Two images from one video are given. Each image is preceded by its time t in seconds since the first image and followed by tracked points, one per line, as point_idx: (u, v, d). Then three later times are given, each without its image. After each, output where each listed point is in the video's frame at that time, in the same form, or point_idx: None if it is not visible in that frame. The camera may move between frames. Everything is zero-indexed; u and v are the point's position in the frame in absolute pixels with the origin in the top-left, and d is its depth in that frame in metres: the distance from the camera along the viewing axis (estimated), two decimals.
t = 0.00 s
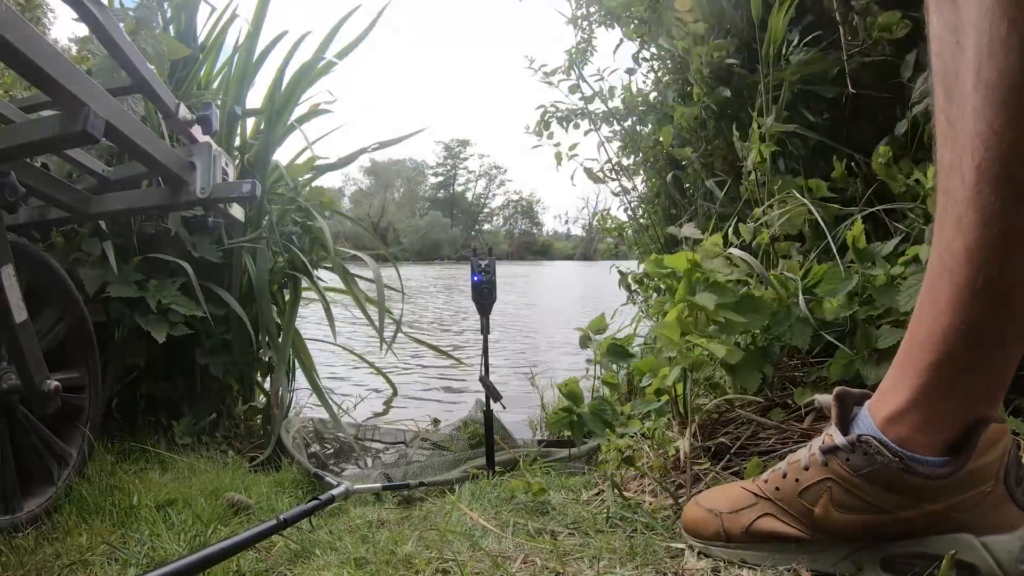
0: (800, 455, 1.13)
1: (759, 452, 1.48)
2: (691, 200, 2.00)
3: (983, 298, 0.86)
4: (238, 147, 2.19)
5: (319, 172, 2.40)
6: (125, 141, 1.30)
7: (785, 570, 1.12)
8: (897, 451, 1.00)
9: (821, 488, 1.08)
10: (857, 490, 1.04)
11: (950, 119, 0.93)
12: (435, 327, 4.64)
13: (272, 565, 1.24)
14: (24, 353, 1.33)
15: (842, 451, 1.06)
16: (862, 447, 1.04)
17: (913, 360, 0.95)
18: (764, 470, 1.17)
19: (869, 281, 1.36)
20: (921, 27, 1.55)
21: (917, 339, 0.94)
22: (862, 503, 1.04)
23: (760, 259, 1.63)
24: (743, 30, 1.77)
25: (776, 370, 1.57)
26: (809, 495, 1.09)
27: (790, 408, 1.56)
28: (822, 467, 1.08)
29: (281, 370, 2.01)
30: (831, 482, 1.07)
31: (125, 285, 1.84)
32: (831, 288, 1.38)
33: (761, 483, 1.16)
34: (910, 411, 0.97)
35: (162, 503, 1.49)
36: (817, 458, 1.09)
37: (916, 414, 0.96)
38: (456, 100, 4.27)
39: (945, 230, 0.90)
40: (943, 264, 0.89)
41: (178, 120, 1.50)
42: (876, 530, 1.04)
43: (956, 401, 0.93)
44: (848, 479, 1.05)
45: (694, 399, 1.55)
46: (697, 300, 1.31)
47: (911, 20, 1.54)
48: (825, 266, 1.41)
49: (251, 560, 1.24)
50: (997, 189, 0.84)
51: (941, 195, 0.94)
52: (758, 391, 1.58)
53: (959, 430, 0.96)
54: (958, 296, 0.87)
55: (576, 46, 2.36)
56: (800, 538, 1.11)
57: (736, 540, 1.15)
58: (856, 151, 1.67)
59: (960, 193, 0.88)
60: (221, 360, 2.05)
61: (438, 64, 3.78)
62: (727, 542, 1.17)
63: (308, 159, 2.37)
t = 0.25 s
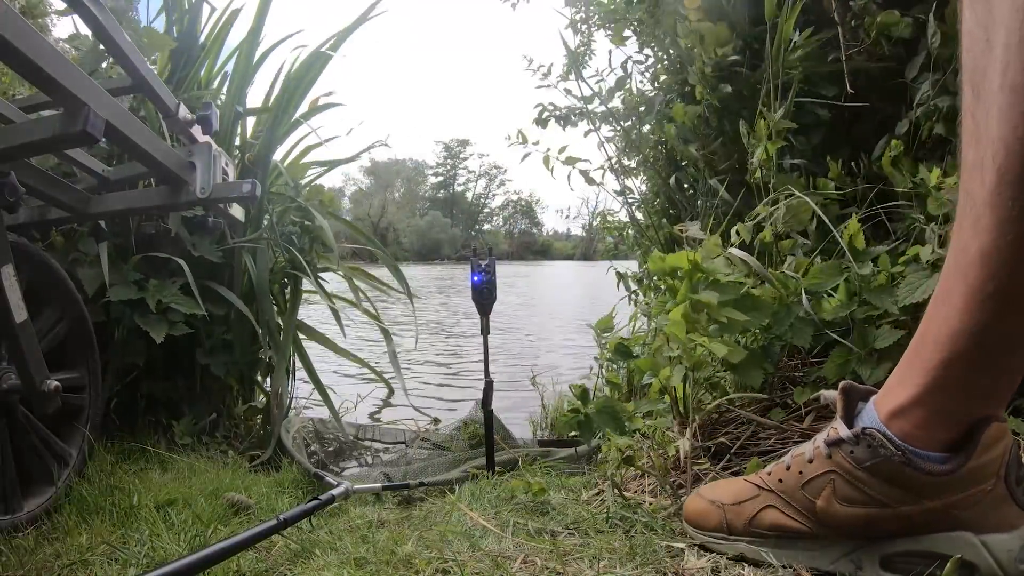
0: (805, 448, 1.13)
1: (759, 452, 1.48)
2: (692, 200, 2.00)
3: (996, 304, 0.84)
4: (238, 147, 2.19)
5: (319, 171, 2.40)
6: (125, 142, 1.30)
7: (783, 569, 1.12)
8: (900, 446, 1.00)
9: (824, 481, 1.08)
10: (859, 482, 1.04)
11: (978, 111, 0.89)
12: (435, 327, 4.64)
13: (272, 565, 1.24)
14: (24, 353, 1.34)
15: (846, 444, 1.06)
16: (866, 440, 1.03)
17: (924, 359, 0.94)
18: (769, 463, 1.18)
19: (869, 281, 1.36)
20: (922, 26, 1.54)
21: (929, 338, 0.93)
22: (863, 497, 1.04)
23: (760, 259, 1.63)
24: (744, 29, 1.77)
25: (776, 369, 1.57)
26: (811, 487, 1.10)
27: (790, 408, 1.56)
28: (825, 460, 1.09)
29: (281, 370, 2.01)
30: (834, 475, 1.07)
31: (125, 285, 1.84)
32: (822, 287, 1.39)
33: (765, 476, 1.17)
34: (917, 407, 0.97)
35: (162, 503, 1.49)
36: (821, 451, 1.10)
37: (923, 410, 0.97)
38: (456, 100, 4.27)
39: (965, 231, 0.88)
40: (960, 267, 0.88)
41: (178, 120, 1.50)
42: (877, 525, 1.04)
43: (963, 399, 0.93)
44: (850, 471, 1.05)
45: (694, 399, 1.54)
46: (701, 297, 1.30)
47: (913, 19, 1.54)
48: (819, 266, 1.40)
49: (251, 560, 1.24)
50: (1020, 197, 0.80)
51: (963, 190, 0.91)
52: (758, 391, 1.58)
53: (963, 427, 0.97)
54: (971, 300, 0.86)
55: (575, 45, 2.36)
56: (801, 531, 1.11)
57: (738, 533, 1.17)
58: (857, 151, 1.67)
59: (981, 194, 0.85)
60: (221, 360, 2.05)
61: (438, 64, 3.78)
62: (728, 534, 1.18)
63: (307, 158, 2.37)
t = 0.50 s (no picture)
0: (804, 449, 1.14)
1: (759, 452, 1.47)
2: (692, 200, 2.00)
3: (1001, 308, 0.84)
4: (237, 146, 2.19)
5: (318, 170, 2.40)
6: (125, 142, 1.30)
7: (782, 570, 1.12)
8: (899, 446, 1.00)
9: (823, 480, 1.08)
10: (859, 482, 1.04)
11: (989, 108, 0.87)
12: (435, 327, 4.64)
13: (272, 565, 1.24)
14: (24, 353, 1.34)
15: (845, 444, 1.06)
16: (864, 440, 1.04)
17: (928, 359, 0.93)
18: (767, 465, 1.18)
19: (870, 280, 1.36)
20: (923, 26, 1.54)
21: (931, 339, 0.92)
22: (862, 497, 1.04)
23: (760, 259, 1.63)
24: (745, 28, 1.77)
25: (776, 370, 1.56)
26: (811, 488, 1.10)
27: (790, 408, 1.56)
28: (825, 460, 1.09)
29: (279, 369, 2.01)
30: (833, 474, 1.07)
31: (125, 286, 1.84)
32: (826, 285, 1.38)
33: (764, 476, 1.18)
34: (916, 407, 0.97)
35: (162, 503, 1.49)
36: (820, 451, 1.10)
37: (924, 410, 0.97)
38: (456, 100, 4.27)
39: (971, 231, 0.86)
40: (967, 268, 0.86)
41: (178, 120, 1.50)
42: (877, 524, 1.04)
43: (964, 400, 0.93)
44: (850, 471, 1.05)
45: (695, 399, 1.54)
46: (704, 295, 1.30)
47: (913, 19, 1.54)
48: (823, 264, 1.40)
49: (251, 560, 1.24)
50: None
51: (970, 188, 0.90)
52: (758, 391, 1.58)
53: (963, 427, 0.97)
54: (976, 302, 0.85)
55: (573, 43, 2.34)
56: (801, 532, 1.11)
57: (738, 533, 1.16)
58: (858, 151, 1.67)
59: (988, 195, 0.83)
60: (221, 360, 2.05)
61: (438, 63, 3.79)
62: (728, 535, 1.18)
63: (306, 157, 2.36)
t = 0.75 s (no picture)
0: (832, 417, 1.12)
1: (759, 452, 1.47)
2: (692, 200, 2.00)
3: None
4: (235, 146, 2.19)
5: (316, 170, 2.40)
6: (125, 142, 1.30)
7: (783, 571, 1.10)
8: (924, 436, 0.99)
9: (846, 452, 1.07)
10: (881, 463, 1.03)
11: (1008, 101, 0.88)
12: (435, 327, 4.64)
13: (272, 565, 1.24)
14: (24, 353, 1.34)
15: (873, 423, 1.05)
16: (892, 423, 1.03)
17: (955, 349, 0.93)
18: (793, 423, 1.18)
19: (869, 279, 1.36)
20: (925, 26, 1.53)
21: (958, 332, 0.93)
22: (879, 479, 1.04)
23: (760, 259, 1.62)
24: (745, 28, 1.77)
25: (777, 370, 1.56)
26: (829, 456, 1.09)
27: (790, 408, 1.56)
28: (851, 433, 1.08)
29: (273, 363, 2.02)
30: (857, 449, 1.06)
31: (125, 286, 1.84)
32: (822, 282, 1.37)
33: (787, 434, 1.17)
34: (944, 401, 0.96)
35: (161, 503, 1.49)
36: (848, 423, 1.09)
37: (949, 406, 0.96)
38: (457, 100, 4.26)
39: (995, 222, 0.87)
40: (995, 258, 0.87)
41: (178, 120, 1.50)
42: (889, 509, 1.03)
43: (990, 395, 0.93)
44: (873, 448, 1.04)
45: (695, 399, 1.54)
46: (707, 293, 1.29)
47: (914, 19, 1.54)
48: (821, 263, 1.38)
49: (251, 560, 1.24)
50: None
51: (992, 179, 0.91)
52: (758, 391, 1.58)
53: (986, 425, 0.97)
54: (1005, 293, 0.86)
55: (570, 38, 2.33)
56: (808, 497, 1.11)
57: (750, 485, 1.17)
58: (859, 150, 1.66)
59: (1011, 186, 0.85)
60: (221, 360, 2.05)
61: (438, 63, 3.79)
62: (739, 485, 1.18)
63: (304, 157, 2.36)
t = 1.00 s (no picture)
0: (893, 363, 1.09)
1: (758, 452, 1.47)
2: (692, 200, 2.00)
3: None
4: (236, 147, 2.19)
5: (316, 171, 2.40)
6: (125, 142, 1.30)
7: (783, 570, 1.09)
8: (971, 427, 0.96)
9: (893, 406, 1.06)
10: (924, 432, 1.01)
11: None
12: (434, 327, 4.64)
13: (272, 565, 1.24)
14: (24, 354, 1.33)
15: (927, 390, 1.02)
16: (944, 403, 0.98)
17: (1006, 334, 0.97)
18: (851, 352, 1.16)
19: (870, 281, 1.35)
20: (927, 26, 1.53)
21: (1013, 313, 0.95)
22: (916, 447, 1.03)
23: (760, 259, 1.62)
24: (747, 29, 1.77)
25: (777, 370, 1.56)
26: (874, 402, 1.09)
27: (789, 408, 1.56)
28: (904, 391, 1.05)
29: (275, 366, 2.02)
30: (904, 409, 1.04)
31: (126, 286, 1.84)
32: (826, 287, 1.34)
33: (843, 362, 1.15)
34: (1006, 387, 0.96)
35: (161, 503, 1.49)
36: (905, 378, 1.06)
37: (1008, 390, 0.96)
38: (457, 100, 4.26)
39: None
40: None
41: (178, 120, 1.50)
42: (919, 476, 1.04)
43: None
44: (920, 415, 1.02)
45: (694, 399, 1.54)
46: (707, 293, 1.29)
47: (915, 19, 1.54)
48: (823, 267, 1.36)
49: (252, 560, 1.24)
50: None
51: None
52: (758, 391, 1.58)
53: None
54: None
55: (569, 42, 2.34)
56: (842, 430, 1.13)
57: (792, 404, 1.19)
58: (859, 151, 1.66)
59: None
60: (222, 360, 2.05)
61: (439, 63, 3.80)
62: (785, 401, 1.20)
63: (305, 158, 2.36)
